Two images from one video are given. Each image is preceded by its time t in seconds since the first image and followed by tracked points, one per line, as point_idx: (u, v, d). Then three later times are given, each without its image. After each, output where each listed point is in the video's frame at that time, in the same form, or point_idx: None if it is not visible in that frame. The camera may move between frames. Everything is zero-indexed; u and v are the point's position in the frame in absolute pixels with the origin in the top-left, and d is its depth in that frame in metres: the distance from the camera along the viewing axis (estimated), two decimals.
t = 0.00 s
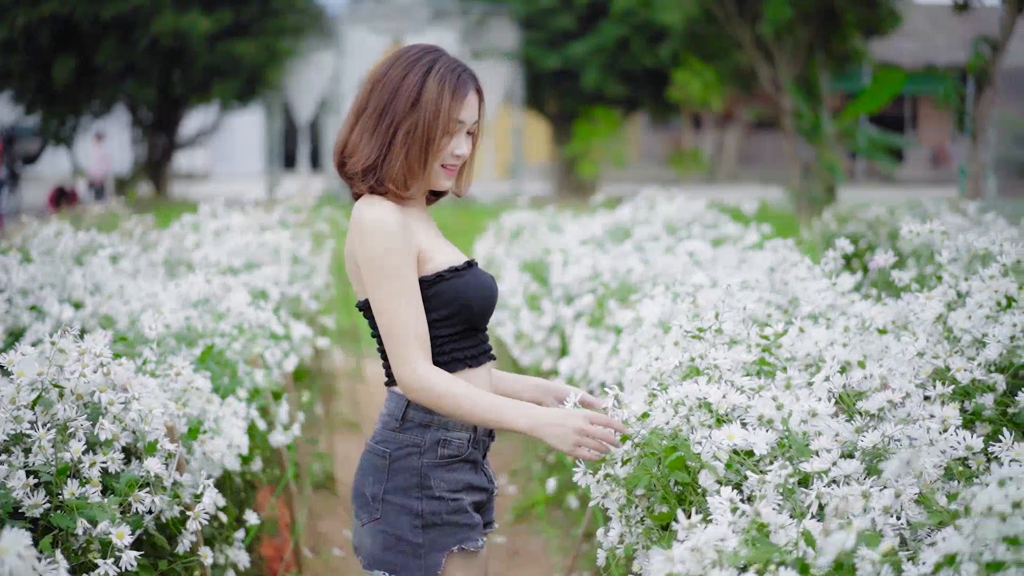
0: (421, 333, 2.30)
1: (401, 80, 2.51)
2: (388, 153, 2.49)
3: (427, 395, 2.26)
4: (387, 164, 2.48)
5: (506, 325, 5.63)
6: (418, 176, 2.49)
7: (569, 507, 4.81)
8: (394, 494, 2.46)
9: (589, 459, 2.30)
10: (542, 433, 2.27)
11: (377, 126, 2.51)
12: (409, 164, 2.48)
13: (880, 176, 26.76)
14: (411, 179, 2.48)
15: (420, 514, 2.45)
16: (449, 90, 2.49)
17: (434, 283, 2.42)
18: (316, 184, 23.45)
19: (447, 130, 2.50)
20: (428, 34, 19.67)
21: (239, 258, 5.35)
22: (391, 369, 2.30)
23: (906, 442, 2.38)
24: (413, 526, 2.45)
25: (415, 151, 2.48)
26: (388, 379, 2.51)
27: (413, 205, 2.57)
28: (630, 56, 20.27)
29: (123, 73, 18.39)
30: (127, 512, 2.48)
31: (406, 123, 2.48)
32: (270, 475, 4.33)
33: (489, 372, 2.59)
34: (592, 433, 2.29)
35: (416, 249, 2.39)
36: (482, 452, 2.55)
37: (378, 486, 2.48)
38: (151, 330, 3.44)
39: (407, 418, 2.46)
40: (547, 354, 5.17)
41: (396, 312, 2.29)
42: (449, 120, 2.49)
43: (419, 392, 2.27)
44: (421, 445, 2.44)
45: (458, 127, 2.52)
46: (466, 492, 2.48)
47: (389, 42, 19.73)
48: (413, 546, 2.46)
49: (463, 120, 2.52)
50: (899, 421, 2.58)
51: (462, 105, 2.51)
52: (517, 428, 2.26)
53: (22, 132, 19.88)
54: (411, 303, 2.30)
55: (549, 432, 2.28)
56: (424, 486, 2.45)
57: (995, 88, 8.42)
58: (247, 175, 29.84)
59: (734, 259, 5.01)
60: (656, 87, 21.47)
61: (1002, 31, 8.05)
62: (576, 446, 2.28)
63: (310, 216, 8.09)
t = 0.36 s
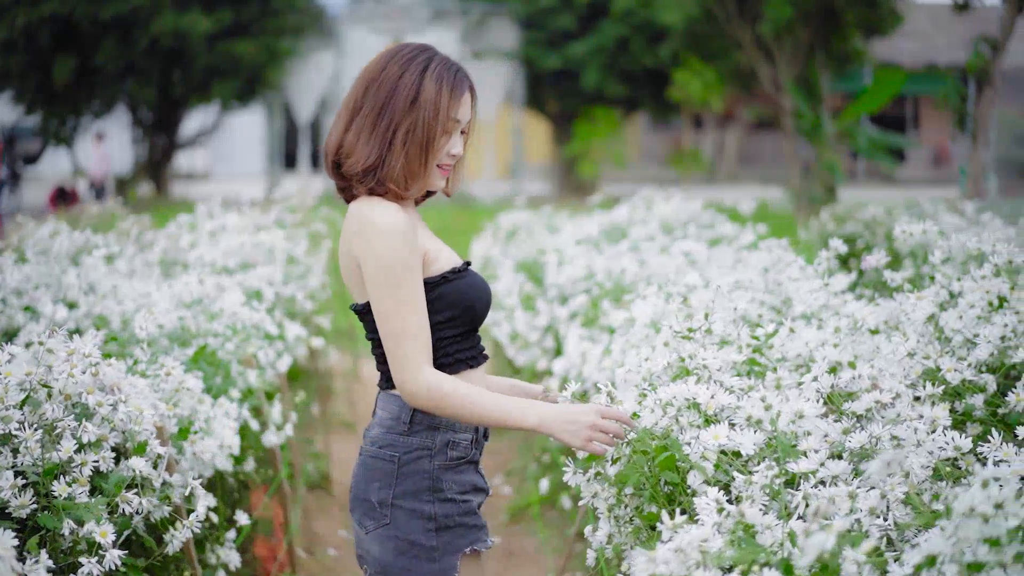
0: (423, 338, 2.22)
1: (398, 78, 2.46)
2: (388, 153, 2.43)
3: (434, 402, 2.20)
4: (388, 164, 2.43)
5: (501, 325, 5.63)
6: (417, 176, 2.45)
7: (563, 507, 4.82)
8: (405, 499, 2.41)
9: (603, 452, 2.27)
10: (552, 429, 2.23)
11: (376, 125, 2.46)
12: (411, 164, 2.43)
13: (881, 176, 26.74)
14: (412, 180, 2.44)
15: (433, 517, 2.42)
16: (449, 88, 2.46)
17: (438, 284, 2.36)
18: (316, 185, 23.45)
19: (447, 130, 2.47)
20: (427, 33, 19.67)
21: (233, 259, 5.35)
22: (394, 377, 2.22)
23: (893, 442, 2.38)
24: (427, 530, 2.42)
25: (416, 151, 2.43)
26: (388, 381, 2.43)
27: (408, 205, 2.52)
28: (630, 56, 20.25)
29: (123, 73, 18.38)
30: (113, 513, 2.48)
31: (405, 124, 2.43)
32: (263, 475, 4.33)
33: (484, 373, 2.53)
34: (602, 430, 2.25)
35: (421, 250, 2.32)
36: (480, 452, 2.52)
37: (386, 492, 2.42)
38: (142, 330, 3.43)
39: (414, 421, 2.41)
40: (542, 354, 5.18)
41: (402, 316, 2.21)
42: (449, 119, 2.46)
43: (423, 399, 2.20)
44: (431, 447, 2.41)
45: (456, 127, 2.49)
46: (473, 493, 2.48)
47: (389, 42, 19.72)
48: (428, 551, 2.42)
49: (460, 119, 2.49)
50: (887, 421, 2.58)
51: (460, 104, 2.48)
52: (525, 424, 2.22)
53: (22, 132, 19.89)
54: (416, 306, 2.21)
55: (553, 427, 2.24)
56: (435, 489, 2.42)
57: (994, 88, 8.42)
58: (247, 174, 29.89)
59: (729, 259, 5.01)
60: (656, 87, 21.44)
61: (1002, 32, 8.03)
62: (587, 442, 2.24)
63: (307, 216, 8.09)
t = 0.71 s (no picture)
0: (423, 342, 2.15)
1: (393, 78, 2.35)
2: (386, 154, 2.33)
3: (433, 402, 2.14)
4: (387, 165, 2.33)
5: (497, 325, 5.63)
6: (415, 178, 2.35)
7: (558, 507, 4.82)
8: (411, 500, 2.32)
9: (598, 448, 2.23)
10: (553, 420, 2.21)
11: (373, 125, 2.34)
12: (411, 166, 2.34)
13: (883, 176, 26.69)
14: (412, 182, 2.35)
15: (437, 517, 2.34)
16: (445, 88, 2.37)
17: (438, 284, 2.29)
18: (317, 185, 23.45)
19: (443, 131, 2.38)
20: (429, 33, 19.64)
21: (229, 259, 5.35)
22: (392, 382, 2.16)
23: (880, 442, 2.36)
24: (432, 530, 2.34)
25: (416, 153, 2.33)
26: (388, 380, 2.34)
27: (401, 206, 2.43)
28: (632, 56, 20.18)
29: (124, 73, 18.38)
30: (100, 512, 2.48)
31: (402, 124, 2.33)
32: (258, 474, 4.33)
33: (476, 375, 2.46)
34: (601, 423, 2.23)
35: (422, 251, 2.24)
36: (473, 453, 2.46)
37: (389, 493, 2.32)
38: (135, 330, 3.43)
39: (417, 421, 2.33)
40: (538, 354, 5.17)
41: (402, 319, 2.13)
42: (445, 120, 2.36)
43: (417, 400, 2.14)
44: (435, 446, 2.34)
45: (452, 127, 2.40)
46: (472, 493, 2.42)
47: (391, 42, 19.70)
48: (434, 552, 2.34)
49: (456, 119, 2.41)
50: (876, 420, 2.57)
51: (455, 104, 2.39)
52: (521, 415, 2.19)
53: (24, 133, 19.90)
54: (416, 307, 2.14)
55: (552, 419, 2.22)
56: (440, 489, 2.35)
57: (996, 87, 8.39)
58: (250, 174, 29.95)
59: (724, 259, 5.01)
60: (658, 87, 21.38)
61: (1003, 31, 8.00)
62: (585, 433, 2.20)
63: (304, 215, 8.08)
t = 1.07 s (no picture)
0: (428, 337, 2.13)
1: (385, 78, 2.32)
2: (379, 153, 2.30)
3: (442, 397, 2.13)
4: (378, 164, 2.30)
5: (493, 324, 5.64)
6: (409, 177, 2.33)
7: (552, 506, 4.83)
8: (407, 502, 2.30)
9: (609, 401, 2.22)
10: (559, 382, 2.19)
11: (364, 125, 2.31)
12: (405, 165, 2.32)
13: (886, 176, 26.64)
14: (405, 180, 2.33)
15: (433, 519, 2.32)
16: (437, 86, 2.34)
17: (434, 285, 2.29)
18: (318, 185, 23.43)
19: (436, 129, 2.35)
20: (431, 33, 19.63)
21: (224, 259, 5.35)
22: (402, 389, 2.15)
23: (868, 443, 2.35)
24: (428, 533, 2.31)
25: (409, 151, 2.31)
26: (384, 381, 2.31)
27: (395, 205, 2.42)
28: (634, 55, 20.15)
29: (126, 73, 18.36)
30: (88, 511, 2.47)
31: (395, 124, 2.30)
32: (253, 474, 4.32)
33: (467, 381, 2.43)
34: (609, 376, 2.23)
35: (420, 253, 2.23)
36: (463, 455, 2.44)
37: (386, 496, 2.29)
38: (127, 329, 3.43)
39: (415, 422, 2.31)
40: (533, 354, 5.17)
41: (412, 319, 2.12)
42: (436, 120, 2.34)
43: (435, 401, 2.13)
44: (431, 448, 2.33)
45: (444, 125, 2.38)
46: (464, 494, 2.40)
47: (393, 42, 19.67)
48: (431, 553, 2.31)
49: (448, 117, 2.38)
50: (865, 421, 2.56)
51: (448, 101, 2.37)
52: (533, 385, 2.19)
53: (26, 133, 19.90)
54: (417, 306, 2.12)
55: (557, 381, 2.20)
56: (437, 490, 2.33)
57: (998, 87, 8.35)
58: (252, 174, 29.99)
59: (720, 259, 5.01)
60: (659, 87, 21.32)
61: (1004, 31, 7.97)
62: (594, 390, 2.20)
63: (301, 215, 8.08)
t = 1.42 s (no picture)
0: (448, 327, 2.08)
1: (375, 78, 2.24)
2: (372, 155, 2.22)
3: (478, 382, 2.07)
4: (372, 166, 2.22)
5: (489, 324, 5.64)
6: (403, 177, 2.25)
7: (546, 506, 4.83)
8: (395, 504, 2.24)
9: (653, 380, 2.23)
10: (607, 364, 2.19)
11: (355, 126, 2.23)
12: (397, 167, 2.24)
13: (891, 176, 26.59)
14: (398, 181, 2.25)
15: (421, 522, 2.26)
16: (427, 84, 2.26)
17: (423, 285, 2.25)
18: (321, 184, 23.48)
19: (429, 128, 2.27)
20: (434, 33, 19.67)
21: (221, 259, 5.36)
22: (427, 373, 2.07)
23: (854, 444, 2.35)
24: (416, 536, 2.26)
25: (402, 152, 2.23)
26: (374, 381, 2.27)
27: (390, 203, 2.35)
28: (637, 55, 20.10)
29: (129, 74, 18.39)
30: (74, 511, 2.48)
31: (387, 124, 2.21)
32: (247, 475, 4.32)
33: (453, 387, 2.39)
34: (653, 357, 2.25)
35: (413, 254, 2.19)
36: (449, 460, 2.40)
37: (373, 499, 2.24)
38: (118, 329, 3.43)
39: (401, 424, 2.26)
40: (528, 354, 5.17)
41: (426, 307, 2.06)
42: (428, 119, 2.26)
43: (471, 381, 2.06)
44: (418, 451, 2.28)
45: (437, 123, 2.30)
46: (451, 500, 2.35)
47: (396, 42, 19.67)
48: (418, 557, 2.25)
49: (440, 115, 2.30)
50: (853, 421, 2.57)
51: (439, 99, 2.28)
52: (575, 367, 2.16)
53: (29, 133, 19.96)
54: (433, 302, 2.07)
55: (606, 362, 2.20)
56: (424, 494, 2.27)
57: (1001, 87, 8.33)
58: (256, 174, 30.08)
59: (716, 259, 5.00)
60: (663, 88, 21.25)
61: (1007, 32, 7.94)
62: (642, 369, 2.21)
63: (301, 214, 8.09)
